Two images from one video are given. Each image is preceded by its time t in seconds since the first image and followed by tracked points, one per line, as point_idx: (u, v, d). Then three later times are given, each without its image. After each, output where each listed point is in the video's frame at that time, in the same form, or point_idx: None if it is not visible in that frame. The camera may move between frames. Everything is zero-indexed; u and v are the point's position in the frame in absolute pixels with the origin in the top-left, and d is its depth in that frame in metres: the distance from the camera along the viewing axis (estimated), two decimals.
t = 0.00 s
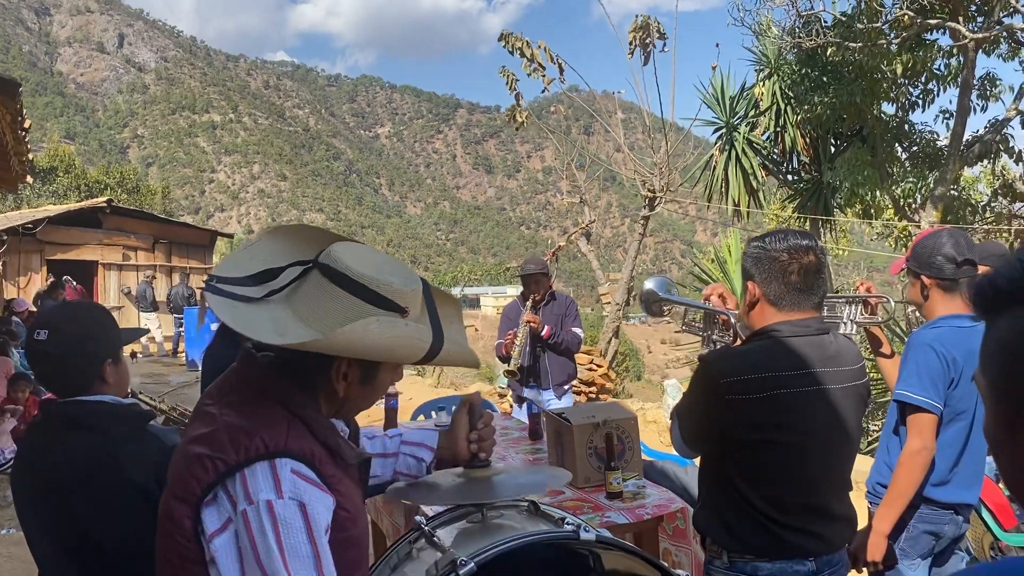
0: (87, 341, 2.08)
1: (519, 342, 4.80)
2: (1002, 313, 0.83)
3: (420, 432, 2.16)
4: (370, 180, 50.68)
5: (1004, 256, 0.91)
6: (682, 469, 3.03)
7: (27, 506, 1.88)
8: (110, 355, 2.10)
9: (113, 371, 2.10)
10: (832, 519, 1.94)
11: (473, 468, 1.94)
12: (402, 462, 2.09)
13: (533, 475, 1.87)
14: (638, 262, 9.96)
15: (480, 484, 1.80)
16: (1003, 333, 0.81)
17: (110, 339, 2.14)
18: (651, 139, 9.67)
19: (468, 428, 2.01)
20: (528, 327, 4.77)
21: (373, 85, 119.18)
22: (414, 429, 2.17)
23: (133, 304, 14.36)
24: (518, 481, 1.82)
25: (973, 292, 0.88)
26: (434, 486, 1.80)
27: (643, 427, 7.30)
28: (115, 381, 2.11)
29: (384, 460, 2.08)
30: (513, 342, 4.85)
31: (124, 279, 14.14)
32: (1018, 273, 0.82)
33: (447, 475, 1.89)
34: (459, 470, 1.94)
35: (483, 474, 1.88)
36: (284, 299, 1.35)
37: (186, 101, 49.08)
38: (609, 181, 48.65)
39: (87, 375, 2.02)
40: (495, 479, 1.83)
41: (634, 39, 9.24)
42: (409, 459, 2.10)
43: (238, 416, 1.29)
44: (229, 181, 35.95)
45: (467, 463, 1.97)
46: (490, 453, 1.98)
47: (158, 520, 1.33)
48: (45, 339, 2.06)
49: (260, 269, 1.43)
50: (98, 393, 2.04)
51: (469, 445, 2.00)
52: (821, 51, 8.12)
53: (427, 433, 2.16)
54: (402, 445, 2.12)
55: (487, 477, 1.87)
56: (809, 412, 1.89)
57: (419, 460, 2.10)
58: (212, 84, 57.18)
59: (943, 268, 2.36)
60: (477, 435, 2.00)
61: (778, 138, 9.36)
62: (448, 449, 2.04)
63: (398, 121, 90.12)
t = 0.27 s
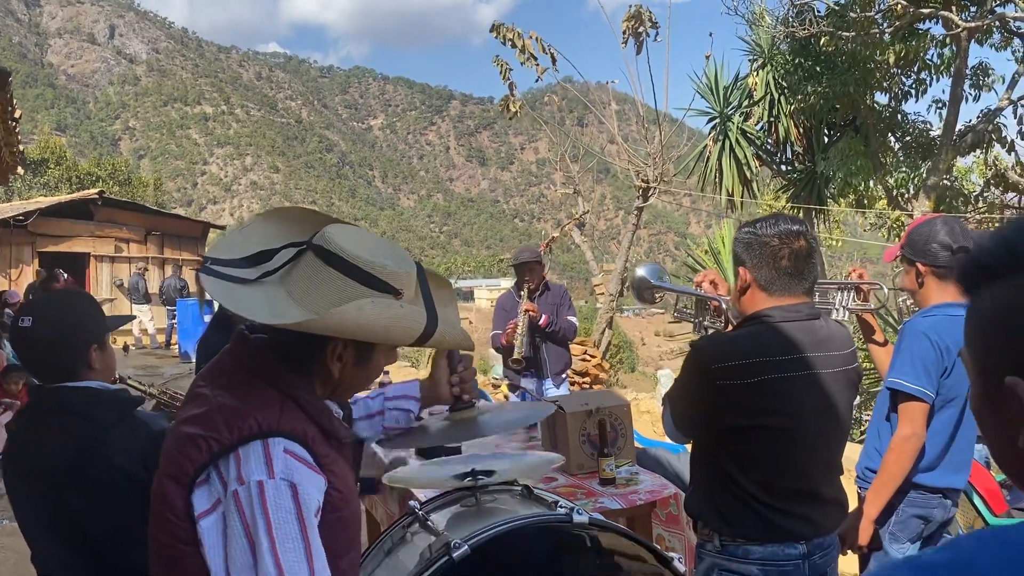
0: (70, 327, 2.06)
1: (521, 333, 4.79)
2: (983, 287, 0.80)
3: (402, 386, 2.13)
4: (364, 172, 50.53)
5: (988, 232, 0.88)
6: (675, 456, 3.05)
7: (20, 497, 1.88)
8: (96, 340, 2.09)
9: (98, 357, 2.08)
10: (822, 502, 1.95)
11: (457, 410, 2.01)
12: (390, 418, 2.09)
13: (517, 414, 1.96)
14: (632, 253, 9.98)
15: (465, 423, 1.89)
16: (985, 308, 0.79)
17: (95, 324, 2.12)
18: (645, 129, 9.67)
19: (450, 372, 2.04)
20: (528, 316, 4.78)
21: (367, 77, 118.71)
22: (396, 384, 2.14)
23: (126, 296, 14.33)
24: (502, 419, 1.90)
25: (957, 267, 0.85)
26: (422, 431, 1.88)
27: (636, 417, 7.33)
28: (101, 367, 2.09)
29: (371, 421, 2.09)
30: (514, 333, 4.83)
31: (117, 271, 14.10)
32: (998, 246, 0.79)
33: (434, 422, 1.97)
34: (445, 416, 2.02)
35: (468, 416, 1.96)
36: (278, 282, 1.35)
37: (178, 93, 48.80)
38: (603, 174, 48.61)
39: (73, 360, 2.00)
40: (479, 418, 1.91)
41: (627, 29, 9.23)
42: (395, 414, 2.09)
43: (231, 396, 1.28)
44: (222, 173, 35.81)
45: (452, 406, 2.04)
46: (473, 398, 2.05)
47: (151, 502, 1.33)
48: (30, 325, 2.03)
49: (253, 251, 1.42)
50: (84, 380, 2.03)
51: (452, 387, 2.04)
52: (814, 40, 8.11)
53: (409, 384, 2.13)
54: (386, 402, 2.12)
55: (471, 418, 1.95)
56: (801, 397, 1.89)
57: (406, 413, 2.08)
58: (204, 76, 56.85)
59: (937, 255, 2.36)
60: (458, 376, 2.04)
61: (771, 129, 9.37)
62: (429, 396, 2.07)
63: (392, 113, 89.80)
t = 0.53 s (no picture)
0: (41, 310, 2.03)
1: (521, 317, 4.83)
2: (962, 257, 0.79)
3: (395, 378, 2.13)
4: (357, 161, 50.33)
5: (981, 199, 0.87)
6: (666, 439, 3.07)
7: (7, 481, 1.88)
8: (70, 325, 2.07)
9: (73, 340, 2.07)
10: (811, 482, 1.96)
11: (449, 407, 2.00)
12: (381, 412, 2.09)
13: (510, 410, 1.95)
14: (624, 240, 10.00)
15: (457, 420, 1.91)
16: (963, 278, 0.77)
17: (68, 306, 2.10)
18: (637, 116, 9.66)
19: (444, 368, 2.03)
20: (528, 300, 4.83)
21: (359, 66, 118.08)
22: (389, 377, 2.14)
23: (117, 284, 14.29)
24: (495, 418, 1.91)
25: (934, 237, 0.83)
26: (413, 426, 1.92)
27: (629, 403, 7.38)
28: (77, 348, 2.09)
29: (364, 412, 2.09)
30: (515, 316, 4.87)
31: (108, 259, 14.05)
32: (973, 215, 0.78)
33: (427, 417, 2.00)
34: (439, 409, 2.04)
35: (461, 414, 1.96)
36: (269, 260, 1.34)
37: (169, 81, 48.45)
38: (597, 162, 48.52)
39: (45, 345, 1.99)
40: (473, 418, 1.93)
41: (620, 14, 9.19)
42: (388, 407, 2.09)
43: (223, 374, 1.28)
44: (213, 162, 35.64)
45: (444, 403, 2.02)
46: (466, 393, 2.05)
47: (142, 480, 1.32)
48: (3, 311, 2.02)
49: (245, 229, 1.41)
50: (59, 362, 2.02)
51: (446, 385, 2.03)
52: (807, 26, 8.09)
53: (401, 378, 2.14)
54: (378, 395, 2.11)
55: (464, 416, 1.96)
56: (792, 378, 1.90)
57: (398, 406, 2.09)
58: (195, 64, 56.43)
59: (932, 240, 2.37)
60: (453, 373, 2.03)
61: (764, 115, 9.36)
62: (423, 390, 2.07)
63: (384, 102, 89.36)
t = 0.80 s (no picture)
0: (22, 298, 2.04)
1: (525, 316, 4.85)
2: (952, 236, 0.79)
3: (400, 367, 2.17)
4: (352, 152, 50.18)
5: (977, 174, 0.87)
6: (663, 425, 3.09)
7: None
8: (49, 312, 2.07)
9: (54, 327, 2.07)
10: (806, 467, 1.97)
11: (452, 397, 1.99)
12: (383, 398, 2.13)
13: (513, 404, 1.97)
14: (621, 229, 10.00)
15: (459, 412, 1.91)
16: (954, 257, 0.77)
17: (48, 294, 2.09)
18: (634, 105, 9.65)
19: (447, 359, 2.04)
20: (532, 297, 4.85)
21: (354, 56, 117.62)
22: (395, 364, 2.18)
23: (113, 275, 14.26)
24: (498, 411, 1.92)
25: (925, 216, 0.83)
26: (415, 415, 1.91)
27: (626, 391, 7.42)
28: (60, 336, 2.09)
29: (365, 397, 2.14)
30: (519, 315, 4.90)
31: (104, 249, 14.02)
32: (964, 193, 0.78)
33: (429, 407, 1.99)
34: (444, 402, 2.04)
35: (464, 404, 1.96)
36: (260, 242, 1.33)
37: (163, 71, 48.18)
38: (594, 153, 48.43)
39: (23, 332, 1.99)
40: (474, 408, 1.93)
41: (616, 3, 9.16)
42: (390, 394, 2.13)
43: (219, 356, 1.28)
44: (209, 152, 35.52)
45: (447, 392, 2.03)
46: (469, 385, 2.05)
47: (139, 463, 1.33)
48: None
49: (237, 212, 1.41)
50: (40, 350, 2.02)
51: (448, 376, 2.03)
52: (804, 15, 8.07)
53: (406, 367, 2.17)
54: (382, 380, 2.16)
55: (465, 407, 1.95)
56: (787, 362, 1.91)
57: (400, 395, 2.12)
58: (189, 54, 56.11)
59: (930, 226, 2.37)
60: (456, 364, 2.04)
61: (760, 104, 9.35)
62: (425, 380, 2.09)
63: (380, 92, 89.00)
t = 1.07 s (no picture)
0: (15, 281, 2.06)
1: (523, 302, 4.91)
2: (947, 213, 0.79)
3: (402, 363, 2.21)
4: (348, 139, 49.99)
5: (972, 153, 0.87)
6: (659, 409, 3.12)
7: None
8: (39, 294, 2.08)
9: (44, 310, 2.09)
10: (804, 449, 1.99)
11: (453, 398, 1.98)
12: (384, 394, 2.14)
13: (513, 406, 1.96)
14: (618, 216, 10.03)
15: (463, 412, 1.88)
16: (948, 236, 0.78)
17: (45, 278, 2.12)
18: (631, 91, 9.64)
19: (448, 359, 2.03)
20: (530, 284, 4.87)
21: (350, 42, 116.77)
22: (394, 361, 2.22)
23: (109, 262, 14.25)
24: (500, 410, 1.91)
25: (919, 194, 0.83)
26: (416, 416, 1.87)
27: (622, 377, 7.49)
28: (49, 320, 2.11)
29: (366, 393, 2.14)
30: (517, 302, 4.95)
31: (99, 236, 13.98)
32: (957, 170, 0.77)
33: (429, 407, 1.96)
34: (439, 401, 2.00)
35: (464, 406, 1.93)
36: (263, 223, 1.34)
37: (157, 57, 47.86)
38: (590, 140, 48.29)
39: (13, 313, 2.03)
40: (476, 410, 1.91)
41: None
42: (390, 390, 2.15)
43: (222, 338, 1.29)
44: (204, 139, 35.38)
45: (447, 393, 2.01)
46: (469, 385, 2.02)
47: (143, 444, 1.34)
48: None
49: (239, 192, 1.41)
50: (26, 332, 2.05)
51: (449, 376, 2.01)
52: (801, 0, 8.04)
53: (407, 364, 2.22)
54: (383, 377, 2.17)
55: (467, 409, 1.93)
56: (785, 345, 1.92)
57: (401, 392, 2.16)
58: (183, 40, 55.71)
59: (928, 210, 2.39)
60: (456, 365, 2.02)
61: (758, 91, 9.34)
62: (426, 379, 2.08)
63: (375, 79, 88.55)
